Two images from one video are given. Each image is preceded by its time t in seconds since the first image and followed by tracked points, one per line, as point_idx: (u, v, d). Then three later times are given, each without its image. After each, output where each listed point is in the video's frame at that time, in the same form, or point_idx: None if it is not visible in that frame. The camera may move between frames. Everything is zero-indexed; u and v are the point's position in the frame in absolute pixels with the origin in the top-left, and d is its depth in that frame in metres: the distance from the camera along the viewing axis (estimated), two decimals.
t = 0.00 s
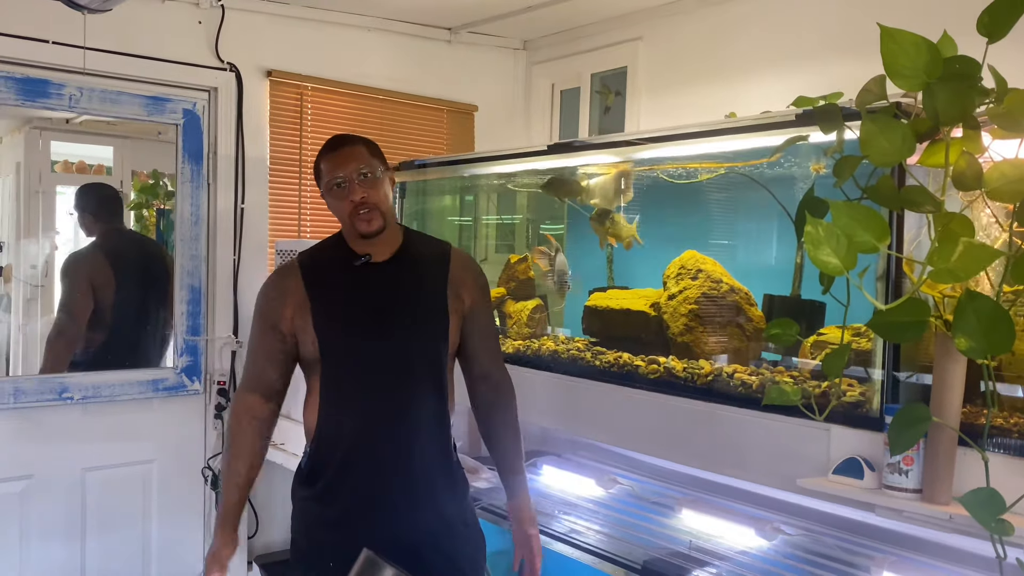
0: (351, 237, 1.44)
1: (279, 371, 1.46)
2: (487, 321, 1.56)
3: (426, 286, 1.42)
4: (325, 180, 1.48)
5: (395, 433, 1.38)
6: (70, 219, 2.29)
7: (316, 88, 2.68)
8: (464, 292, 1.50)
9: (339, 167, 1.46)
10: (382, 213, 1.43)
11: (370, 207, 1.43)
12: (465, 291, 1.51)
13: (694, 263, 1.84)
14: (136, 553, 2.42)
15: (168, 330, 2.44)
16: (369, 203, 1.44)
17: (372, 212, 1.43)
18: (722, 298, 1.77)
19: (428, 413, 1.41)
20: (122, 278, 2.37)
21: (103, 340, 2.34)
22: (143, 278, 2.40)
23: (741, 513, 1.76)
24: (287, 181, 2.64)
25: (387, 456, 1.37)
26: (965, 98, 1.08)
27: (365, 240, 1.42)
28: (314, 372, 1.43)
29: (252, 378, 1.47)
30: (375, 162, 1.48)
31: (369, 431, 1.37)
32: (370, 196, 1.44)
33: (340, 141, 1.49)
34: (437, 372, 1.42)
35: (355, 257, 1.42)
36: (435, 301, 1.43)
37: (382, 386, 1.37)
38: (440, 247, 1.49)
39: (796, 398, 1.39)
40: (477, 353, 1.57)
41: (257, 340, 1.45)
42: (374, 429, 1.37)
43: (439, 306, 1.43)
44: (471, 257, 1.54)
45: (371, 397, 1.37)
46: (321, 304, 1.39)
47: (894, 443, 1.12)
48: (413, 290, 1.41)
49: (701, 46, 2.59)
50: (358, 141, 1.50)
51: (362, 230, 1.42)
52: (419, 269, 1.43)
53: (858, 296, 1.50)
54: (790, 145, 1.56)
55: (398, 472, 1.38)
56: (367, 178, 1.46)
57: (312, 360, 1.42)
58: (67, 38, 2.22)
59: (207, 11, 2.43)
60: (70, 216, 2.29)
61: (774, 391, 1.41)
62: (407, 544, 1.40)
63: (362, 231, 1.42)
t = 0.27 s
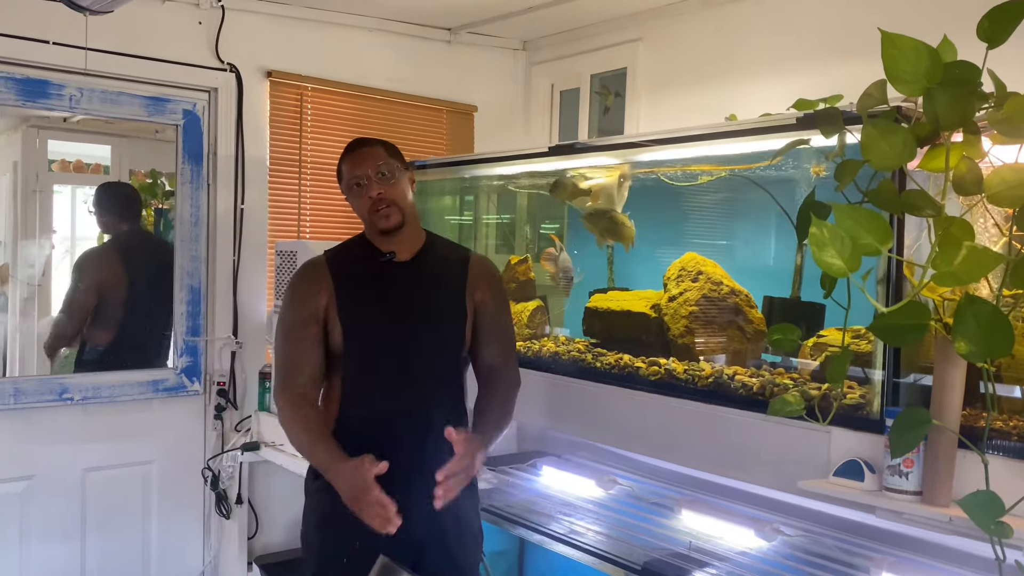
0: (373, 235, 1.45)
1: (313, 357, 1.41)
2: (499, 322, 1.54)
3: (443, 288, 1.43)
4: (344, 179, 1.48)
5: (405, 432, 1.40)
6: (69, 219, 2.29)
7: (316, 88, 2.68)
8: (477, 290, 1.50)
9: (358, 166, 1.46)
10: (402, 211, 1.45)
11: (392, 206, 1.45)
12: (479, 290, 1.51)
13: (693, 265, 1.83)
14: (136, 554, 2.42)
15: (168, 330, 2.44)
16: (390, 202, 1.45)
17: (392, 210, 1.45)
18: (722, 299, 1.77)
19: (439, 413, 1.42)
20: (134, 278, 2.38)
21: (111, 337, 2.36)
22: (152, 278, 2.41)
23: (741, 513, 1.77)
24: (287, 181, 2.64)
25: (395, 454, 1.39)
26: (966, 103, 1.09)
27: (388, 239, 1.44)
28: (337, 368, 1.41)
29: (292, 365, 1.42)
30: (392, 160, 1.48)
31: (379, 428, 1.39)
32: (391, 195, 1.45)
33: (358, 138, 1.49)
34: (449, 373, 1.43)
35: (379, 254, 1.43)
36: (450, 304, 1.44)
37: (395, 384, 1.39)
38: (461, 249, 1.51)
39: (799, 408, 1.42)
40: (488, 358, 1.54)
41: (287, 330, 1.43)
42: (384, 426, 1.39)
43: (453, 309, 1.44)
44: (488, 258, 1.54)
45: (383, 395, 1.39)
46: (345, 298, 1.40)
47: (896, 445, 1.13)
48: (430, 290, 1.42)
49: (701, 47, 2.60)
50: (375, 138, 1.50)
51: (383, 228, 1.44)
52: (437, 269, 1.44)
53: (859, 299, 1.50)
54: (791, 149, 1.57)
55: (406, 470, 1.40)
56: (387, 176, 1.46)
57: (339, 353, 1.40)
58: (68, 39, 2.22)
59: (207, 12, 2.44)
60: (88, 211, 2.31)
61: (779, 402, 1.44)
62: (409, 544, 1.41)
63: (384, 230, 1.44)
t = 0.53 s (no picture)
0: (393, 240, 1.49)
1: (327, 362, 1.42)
2: (511, 337, 1.56)
3: (454, 295, 1.46)
4: (371, 184, 1.52)
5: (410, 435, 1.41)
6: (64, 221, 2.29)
7: (313, 93, 2.69)
8: (490, 305, 1.52)
9: (384, 172, 1.50)
10: (423, 220, 1.48)
11: (413, 213, 1.48)
12: (492, 305, 1.53)
13: (689, 270, 1.85)
14: (132, 558, 2.42)
15: (165, 334, 2.45)
16: (413, 209, 1.48)
17: (414, 218, 1.47)
18: (717, 304, 1.78)
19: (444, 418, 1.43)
20: (143, 283, 2.41)
21: (118, 341, 2.38)
22: (159, 283, 2.44)
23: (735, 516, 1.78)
24: (283, 186, 2.65)
25: (399, 457, 1.40)
26: (956, 112, 1.11)
27: (407, 245, 1.47)
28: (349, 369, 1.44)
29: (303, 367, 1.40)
30: (418, 170, 1.52)
31: (385, 431, 1.40)
32: (414, 203, 1.48)
33: (387, 146, 1.53)
34: (455, 379, 1.44)
35: (398, 259, 1.47)
36: (460, 310, 1.45)
37: (403, 387, 1.40)
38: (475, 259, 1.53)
39: (794, 406, 1.42)
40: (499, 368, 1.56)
41: (298, 328, 1.42)
42: (390, 429, 1.40)
43: (464, 316, 1.46)
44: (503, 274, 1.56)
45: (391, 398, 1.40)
46: (358, 299, 1.41)
47: (888, 451, 1.15)
48: (440, 296, 1.44)
49: (695, 53, 2.62)
50: (403, 147, 1.54)
51: (403, 235, 1.47)
52: (451, 277, 1.47)
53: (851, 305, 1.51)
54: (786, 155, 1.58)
55: (409, 473, 1.41)
56: (411, 184, 1.50)
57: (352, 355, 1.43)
58: (65, 45, 2.23)
59: (204, 17, 2.45)
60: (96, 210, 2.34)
61: (773, 400, 1.43)
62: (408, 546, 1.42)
63: (404, 237, 1.47)
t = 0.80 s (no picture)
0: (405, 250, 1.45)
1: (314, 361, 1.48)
2: (511, 358, 1.54)
3: (453, 307, 1.42)
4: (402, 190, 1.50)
5: (405, 440, 1.40)
6: (57, 226, 2.29)
7: (307, 100, 2.69)
8: (491, 325, 1.48)
9: (419, 183, 1.49)
10: (443, 240, 1.45)
11: (434, 230, 1.45)
12: (494, 324, 1.49)
13: (683, 277, 1.85)
14: (127, 566, 2.42)
15: (160, 341, 2.45)
16: (436, 227, 1.46)
17: (433, 235, 1.44)
18: (711, 311, 1.78)
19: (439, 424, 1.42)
20: (149, 292, 2.43)
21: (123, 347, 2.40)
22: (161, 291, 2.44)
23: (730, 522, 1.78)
24: (277, 192, 2.65)
25: (393, 461, 1.40)
26: (948, 122, 1.11)
27: (417, 259, 1.43)
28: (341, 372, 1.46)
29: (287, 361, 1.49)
30: (453, 192, 1.50)
31: (380, 435, 1.40)
32: (439, 221, 1.46)
33: (431, 161, 1.52)
34: (451, 390, 1.42)
35: (401, 270, 1.43)
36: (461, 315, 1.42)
37: (399, 391, 1.39)
38: (479, 273, 1.49)
39: (783, 417, 1.49)
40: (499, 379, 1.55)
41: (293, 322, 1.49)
42: (385, 433, 1.40)
43: (462, 327, 1.42)
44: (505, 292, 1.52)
45: (387, 401, 1.40)
46: (355, 302, 1.41)
47: (881, 459, 1.16)
48: (438, 308, 1.41)
49: (689, 60, 2.63)
50: (445, 166, 1.53)
51: (417, 248, 1.44)
52: (451, 289, 1.43)
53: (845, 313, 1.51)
54: (777, 163, 1.59)
55: (404, 479, 1.40)
56: (442, 203, 1.48)
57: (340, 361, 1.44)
58: (60, 52, 2.23)
59: (198, 24, 2.45)
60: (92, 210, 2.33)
61: (762, 410, 1.50)
62: (401, 552, 1.41)
63: (417, 250, 1.44)
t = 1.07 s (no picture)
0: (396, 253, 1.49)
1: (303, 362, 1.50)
2: (501, 365, 1.57)
3: (439, 313, 1.45)
4: (400, 194, 1.53)
5: (390, 450, 1.41)
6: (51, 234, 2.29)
7: (302, 109, 2.70)
8: (479, 331, 1.52)
9: (417, 190, 1.51)
10: (434, 247, 1.49)
11: (427, 237, 1.48)
12: (482, 331, 1.53)
13: (677, 285, 1.86)
14: None
15: (154, 350, 2.45)
16: (429, 234, 1.48)
17: (424, 242, 1.47)
18: (705, 319, 1.79)
19: (424, 435, 1.43)
20: (147, 302, 2.44)
21: (121, 356, 2.40)
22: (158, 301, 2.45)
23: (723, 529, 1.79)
24: (272, 201, 2.65)
25: (380, 472, 1.41)
26: (940, 133, 1.12)
27: (405, 263, 1.47)
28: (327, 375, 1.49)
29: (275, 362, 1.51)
30: (450, 203, 1.53)
31: (369, 444, 1.41)
32: (433, 229, 1.49)
33: (433, 170, 1.55)
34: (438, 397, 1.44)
35: (389, 273, 1.47)
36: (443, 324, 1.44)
37: (387, 398, 1.41)
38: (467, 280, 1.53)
39: (772, 423, 1.52)
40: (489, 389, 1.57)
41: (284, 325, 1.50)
42: (374, 441, 1.41)
43: (447, 334, 1.45)
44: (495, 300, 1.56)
45: (374, 411, 1.41)
46: (341, 312, 1.44)
47: (875, 467, 1.17)
48: (424, 314, 1.44)
49: (682, 69, 2.64)
50: (444, 176, 1.56)
51: (407, 252, 1.47)
52: (436, 297, 1.46)
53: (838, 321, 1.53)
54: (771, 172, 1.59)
55: (392, 489, 1.41)
56: (438, 212, 1.51)
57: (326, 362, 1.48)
58: (55, 62, 2.23)
59: (193, 34, 2.45)
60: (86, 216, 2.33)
61: (752, 418, 1.54)
62: (390, 562, 1.42)
63: (406, 254, 1.47)
